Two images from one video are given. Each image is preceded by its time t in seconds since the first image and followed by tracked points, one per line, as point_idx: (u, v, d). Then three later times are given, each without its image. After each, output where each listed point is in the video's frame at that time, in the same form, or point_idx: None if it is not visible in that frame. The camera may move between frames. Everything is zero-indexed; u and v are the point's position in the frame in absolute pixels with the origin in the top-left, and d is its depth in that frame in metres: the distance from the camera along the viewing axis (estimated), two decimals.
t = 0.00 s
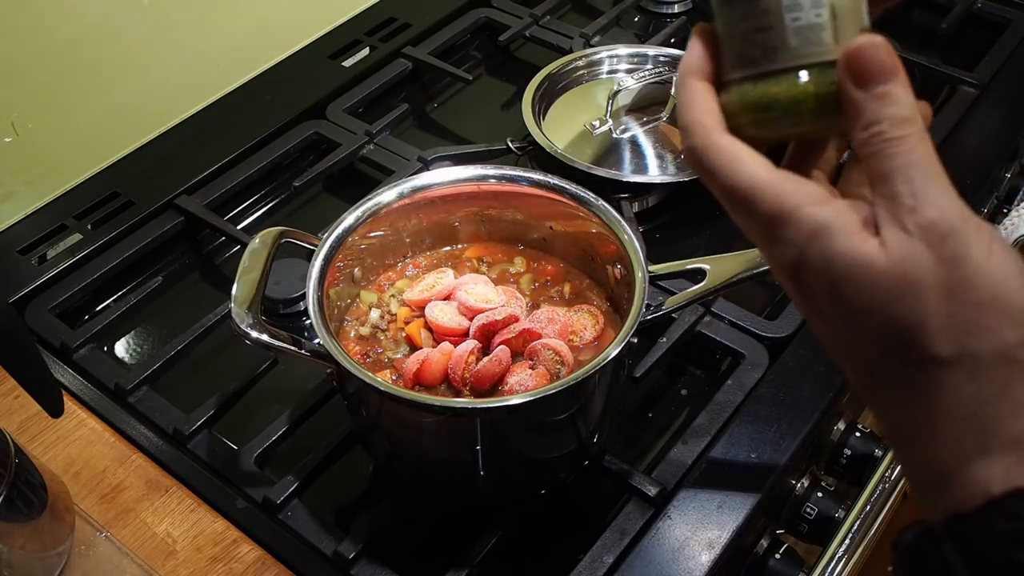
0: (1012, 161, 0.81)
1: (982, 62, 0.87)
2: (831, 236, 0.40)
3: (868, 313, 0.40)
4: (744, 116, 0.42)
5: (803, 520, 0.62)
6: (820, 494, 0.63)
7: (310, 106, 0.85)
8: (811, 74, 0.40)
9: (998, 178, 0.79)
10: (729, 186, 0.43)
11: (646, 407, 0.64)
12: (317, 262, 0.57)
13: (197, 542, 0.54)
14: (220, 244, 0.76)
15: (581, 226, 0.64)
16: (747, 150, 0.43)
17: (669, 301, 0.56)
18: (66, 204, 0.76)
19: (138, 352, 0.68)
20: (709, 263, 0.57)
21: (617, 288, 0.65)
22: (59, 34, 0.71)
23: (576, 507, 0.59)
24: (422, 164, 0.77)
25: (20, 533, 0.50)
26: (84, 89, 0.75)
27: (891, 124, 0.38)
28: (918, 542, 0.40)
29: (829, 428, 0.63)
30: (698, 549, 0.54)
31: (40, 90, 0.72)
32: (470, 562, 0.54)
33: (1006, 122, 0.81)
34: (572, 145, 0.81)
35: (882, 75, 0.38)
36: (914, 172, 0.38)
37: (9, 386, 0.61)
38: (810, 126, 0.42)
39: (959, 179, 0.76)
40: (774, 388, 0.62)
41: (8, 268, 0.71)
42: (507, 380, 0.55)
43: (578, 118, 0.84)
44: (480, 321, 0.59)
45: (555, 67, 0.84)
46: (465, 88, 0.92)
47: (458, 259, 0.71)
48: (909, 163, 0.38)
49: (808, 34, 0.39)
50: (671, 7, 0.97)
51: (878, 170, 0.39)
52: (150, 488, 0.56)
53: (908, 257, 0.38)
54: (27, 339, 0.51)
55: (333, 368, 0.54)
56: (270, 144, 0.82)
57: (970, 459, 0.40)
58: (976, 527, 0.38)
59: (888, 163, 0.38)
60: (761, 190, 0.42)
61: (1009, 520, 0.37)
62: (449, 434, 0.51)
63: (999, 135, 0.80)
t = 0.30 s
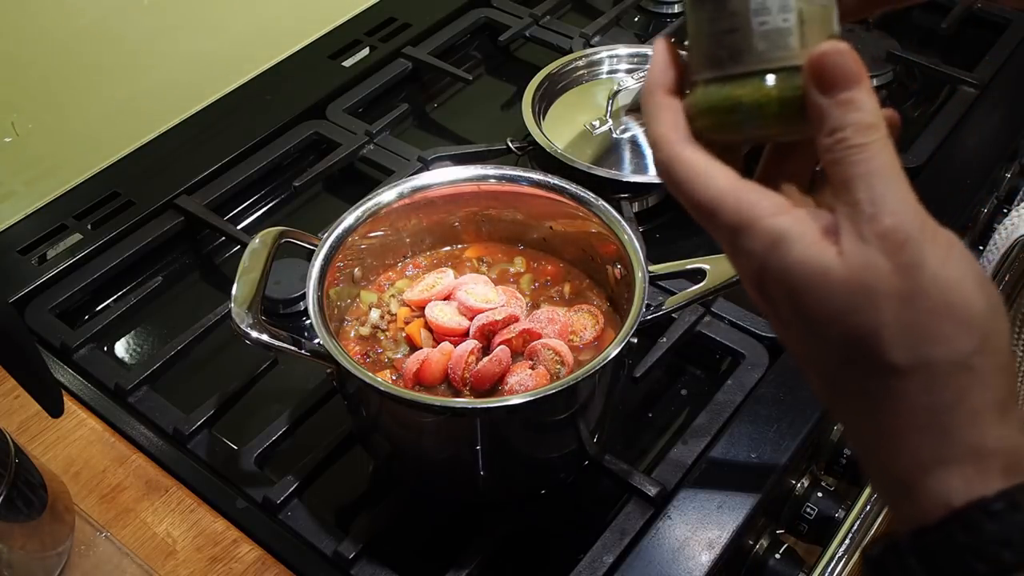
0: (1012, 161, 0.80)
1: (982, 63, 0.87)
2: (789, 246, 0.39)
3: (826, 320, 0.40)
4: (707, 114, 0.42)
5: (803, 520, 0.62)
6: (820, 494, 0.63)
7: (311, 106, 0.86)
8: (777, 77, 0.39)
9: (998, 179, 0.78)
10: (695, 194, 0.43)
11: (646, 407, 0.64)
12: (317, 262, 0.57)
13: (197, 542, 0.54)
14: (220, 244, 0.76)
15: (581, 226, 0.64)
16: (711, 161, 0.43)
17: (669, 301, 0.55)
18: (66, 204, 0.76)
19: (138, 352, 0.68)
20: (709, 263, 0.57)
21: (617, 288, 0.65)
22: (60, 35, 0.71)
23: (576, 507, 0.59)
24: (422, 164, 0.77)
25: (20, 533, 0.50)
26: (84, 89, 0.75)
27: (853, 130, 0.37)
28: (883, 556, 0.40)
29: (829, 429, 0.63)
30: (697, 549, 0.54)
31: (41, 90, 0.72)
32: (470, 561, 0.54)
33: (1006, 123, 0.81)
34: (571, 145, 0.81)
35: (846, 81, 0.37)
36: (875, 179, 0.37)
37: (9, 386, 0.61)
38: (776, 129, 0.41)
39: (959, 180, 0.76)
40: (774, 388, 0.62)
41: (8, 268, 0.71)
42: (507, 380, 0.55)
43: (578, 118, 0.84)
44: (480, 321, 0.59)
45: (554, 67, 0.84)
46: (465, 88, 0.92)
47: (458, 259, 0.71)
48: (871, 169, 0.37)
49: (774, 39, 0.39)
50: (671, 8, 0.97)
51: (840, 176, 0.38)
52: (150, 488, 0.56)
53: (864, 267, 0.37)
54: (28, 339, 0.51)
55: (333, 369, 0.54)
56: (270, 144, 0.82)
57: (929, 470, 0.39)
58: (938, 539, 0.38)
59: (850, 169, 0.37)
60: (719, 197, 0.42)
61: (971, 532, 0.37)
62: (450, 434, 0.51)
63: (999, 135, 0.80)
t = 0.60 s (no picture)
0: (1012, 161, 0.80)
1: (983, 63, 0.87)
2: (721, 252, 0.38)
3: (758, 328, 0.39)
4: (650, 114, 0.40)
5: (803, 520, 0.62)
6: (820, 494, 0.62)
7: (311, 106, 0.85)
8: (713, 76, 0.38)
9: (998, 179, 0.78)
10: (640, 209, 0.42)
11: (646, 407, 0.64)
12: (317, 263, 0.57)
13: (197, 542, 0.54)
14: (220, 244, 0.76)
15: (581, 226, 0.64)
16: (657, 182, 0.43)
17: (669, 302, 0.56)
18: (66, 204, 0.76)
19: (138, 352, 0.68)
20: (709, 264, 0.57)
21: (617, 288, 0.65)
22: (60, 36, 0.71)
23: (576, 507, 0.58)
24: (422, 164, 0.77)
25: (20, 533, 0.50)
26: (84, 89, 0.75)
27: (777, 133, 0.36)
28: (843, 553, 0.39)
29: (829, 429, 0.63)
30: (698, 549, 0.54)
31: (41, 90, 0.72)
32: (471, 561, 0.54)
33: (1006, 123, 0.81)
34: (572, 145, 0.82)
35: (768, 84, 0.35)
36: (798, 179, 0.35)
37: (9, 386, 0.61)
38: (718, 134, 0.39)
39: (959, 180, 0.75)
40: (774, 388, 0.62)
41: (9, 268, 0.71)
42: (508, 381, 0.55)
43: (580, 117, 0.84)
44: (480, 321, 0.59)
45: (553, 67, 0.84)
46: (465, 88, 0.92)
47: (458, 259, 0.71)
48: (796, 171, 0.35)
49: (711, 40, 0.37)
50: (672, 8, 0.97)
51: (767, 179, 0.36)
52: (150, 488, 0.56)
53: (789, 271, 0.36)
54: (28, 339, 0.51)
55: (333, 369, 0.54)
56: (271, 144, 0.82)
57: (872, 469, 0.36)
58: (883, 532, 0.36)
59: (774, 172, 0.36)
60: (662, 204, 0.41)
61: (912, 521, 0.35)
62: (450, 434, 0.50)
63: (999, 135, 0.79)
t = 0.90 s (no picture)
0: (1012, 161, 0.80)
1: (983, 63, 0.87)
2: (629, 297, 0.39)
3: (674, 368, 0.39)
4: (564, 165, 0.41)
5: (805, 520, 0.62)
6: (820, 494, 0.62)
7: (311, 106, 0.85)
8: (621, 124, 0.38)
9: (998, 179, 0.78)
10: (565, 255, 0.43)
11: (646, 407, 0.64)
12: (317, 263, 0.57)
13: (197, 542, 0.54)
14: (220, 244, 0.76)
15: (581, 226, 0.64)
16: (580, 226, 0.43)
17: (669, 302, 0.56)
18: (66, 204, 0.76)
19: (138, 352, 0.68)
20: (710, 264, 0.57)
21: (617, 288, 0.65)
22: (60, 36, 0.71)
23: (576, 506, 0.58)
24: (422, 164, 0.77)
25: (20, 533, 0.50)
26: (83, 89, 0.75)
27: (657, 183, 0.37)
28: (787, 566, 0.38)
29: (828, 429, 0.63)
30: (698, 549, 0.54)
31: (41, 90, 0.72)
32: (471, 562, 0.54)
33: (1006, 123, 0.81)
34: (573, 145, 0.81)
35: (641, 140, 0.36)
36: (680, 227, 0.36)
37: (9, 386, 0.61)
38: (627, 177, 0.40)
39: (959, 180, 0.75)
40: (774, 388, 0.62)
41: (9, 268, 0.71)
42: (508, 381, 0.56)
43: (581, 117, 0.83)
44: (480, 321, 0.59)
45: (553, 67, 0.84)
46: (465, 88, 0.92)
47: (458, 259, 0.71)
48: (677, 217, 0.36)
49: (617, 92, 0.37)
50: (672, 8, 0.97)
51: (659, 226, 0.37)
52: (150, 488, 0.56)
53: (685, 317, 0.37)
54: (28, 339, 0.51)
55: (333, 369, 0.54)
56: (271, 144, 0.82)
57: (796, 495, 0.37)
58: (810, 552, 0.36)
59: (661, 221, 0.37)
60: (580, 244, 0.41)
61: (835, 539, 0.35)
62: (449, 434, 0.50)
63: (999, 135, 0.79)
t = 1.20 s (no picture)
0: (1012, 161, 0.80)
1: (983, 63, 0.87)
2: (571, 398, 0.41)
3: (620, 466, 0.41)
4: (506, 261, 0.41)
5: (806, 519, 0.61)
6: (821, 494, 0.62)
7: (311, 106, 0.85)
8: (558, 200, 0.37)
9: (998, 179, 0.78)
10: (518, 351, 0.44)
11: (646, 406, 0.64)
12: (317, 263, 0.57)
13: (197, 542, 0.54)
14: (220, 244, 0.76)
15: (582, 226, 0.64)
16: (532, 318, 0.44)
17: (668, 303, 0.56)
18: (66, 204, 0.77)
19: (138, 352, 0.68)
20: (709, 263, 0.57)
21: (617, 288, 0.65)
22: (60, 36, 0.71)
23: (575, 506, 0.58)
24: (422, 164, 0.77)
25: (20, 533, 0.50)
26: (84, 89, 0.75)
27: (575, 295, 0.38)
28: None
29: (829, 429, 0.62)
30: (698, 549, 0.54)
31: (41, 90, 0.72)
32: (471, 561, 0.54)
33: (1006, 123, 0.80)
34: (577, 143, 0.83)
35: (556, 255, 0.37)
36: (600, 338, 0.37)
37: (9, 386, 0.61)
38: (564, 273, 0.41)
39: (958, 180, 0.75)
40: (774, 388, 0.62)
41: (9, 268, 0.71)
42: (507, 381, 0.56)
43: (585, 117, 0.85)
44: (480, 321, 0.59)
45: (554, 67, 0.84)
46: (465, 88, 0.92)
47: (458, 259, 0.71)
48: (601, 328, 0.37)
49: (545, 165, 0.37)
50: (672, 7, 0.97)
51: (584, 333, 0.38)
52: (150, 488, 0.56)
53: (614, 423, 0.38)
54: (28, 339, 0.51)
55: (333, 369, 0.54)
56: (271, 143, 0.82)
57: None
58: None
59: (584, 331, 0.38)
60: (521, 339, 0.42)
61: None
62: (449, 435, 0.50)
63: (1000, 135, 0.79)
